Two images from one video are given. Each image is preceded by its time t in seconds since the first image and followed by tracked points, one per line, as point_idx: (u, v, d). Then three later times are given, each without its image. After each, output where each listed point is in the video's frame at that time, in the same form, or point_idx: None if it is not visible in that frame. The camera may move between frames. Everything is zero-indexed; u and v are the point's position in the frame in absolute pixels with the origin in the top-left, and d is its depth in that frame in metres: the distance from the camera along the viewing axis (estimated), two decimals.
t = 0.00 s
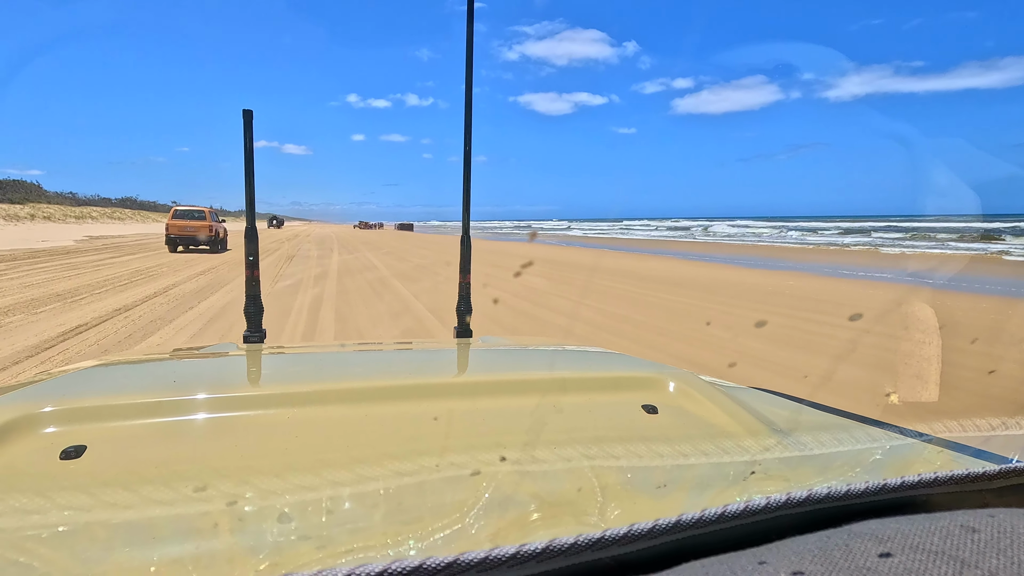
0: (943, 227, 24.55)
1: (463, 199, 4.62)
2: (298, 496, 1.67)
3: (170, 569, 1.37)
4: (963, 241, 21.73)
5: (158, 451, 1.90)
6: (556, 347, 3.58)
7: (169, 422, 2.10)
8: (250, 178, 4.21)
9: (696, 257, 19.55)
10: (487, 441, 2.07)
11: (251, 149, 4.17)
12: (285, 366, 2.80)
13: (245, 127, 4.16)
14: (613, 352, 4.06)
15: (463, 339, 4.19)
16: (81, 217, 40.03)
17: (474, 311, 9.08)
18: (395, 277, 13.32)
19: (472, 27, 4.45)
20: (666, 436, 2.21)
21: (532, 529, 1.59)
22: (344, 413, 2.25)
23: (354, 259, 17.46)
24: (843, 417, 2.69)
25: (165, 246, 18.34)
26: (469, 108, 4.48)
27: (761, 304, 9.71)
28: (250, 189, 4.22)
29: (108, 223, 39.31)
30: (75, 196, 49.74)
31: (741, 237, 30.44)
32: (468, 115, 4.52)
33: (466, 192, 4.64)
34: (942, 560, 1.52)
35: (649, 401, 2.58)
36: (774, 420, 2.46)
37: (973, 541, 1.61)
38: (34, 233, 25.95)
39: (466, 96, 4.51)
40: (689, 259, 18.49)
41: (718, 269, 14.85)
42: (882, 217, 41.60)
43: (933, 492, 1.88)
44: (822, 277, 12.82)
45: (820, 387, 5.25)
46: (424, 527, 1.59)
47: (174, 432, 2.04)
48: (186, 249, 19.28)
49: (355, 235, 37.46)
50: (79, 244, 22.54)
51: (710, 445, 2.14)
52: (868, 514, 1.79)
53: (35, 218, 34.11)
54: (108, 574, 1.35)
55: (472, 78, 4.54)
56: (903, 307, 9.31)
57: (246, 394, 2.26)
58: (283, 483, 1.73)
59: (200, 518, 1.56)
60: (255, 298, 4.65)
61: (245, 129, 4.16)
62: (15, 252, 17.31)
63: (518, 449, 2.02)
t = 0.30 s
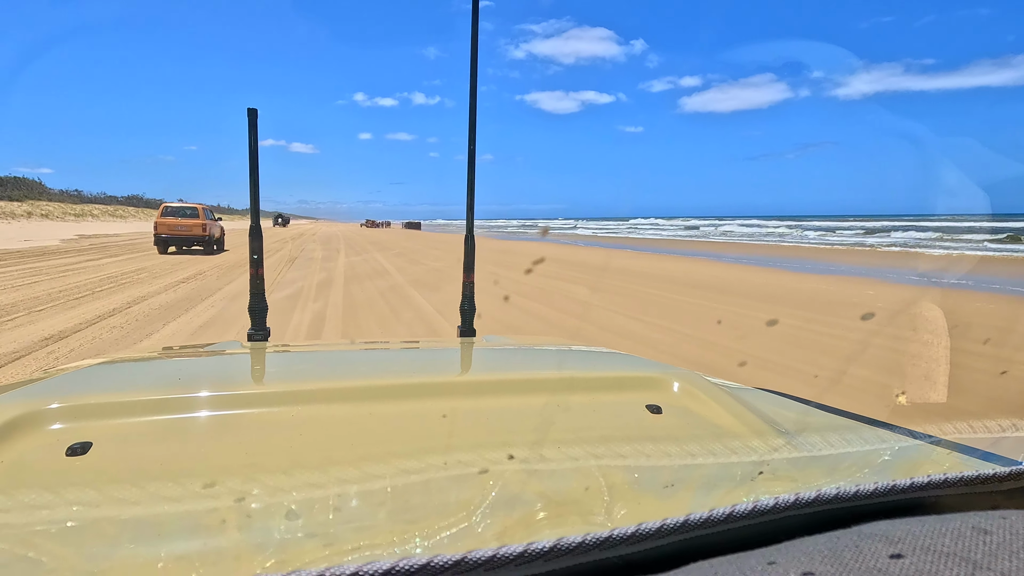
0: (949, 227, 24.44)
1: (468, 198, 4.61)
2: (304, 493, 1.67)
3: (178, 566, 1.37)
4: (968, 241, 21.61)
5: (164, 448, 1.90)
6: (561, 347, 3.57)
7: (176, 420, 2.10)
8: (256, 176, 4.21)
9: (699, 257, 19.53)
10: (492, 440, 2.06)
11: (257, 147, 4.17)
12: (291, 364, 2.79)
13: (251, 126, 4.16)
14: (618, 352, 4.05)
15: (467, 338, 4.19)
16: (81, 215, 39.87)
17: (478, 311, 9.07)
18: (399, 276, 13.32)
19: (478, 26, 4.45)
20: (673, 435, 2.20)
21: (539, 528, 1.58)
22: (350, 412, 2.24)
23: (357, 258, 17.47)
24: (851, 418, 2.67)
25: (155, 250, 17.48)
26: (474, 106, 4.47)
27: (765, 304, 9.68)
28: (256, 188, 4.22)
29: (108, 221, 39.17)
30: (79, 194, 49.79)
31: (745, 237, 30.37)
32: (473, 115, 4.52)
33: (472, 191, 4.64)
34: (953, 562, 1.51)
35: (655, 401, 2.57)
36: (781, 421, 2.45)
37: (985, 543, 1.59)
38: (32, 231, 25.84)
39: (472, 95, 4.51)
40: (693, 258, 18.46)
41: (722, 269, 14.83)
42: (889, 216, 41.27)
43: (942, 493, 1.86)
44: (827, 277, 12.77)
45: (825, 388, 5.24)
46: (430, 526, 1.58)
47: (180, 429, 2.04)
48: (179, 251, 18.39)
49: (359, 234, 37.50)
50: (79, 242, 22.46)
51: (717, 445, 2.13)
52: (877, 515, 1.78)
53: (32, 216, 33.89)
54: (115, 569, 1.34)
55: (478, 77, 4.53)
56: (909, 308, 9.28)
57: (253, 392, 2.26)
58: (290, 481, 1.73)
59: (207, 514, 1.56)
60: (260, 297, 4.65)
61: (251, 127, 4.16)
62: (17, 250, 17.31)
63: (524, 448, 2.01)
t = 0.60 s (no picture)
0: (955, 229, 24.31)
1: (470, 199, 4.61)
2: (299, 495, 1.68)
3: (173, 567, 1.38)
4: (975, 243, 21.45)
5: (162, 449, 1.92)
6: (561, 348, 3.58)
7: (175, 420, 2.11)
8: (260, 177, 4.23)
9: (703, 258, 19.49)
10: (489, 443, 2.07)
11: (262, 149, 4.19)
12: (292, 365, 2.81)
13: (256, 127, 4.18)
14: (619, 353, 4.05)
15: (469, 340, 4.19)
16: (81, 215, 39.77)
17: (480, 311, 9.07)
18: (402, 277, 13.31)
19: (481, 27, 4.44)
20: (670, 439, 2.20)
21: (534, 531, 1.58)
22: (347, 414, 2.25)
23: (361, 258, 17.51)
24: (850, 422, 2.66)
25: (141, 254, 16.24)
26: (478, 107, 4.47)
27: (769, 306, 9.65)
28: (259, 188, 4.24)
29: (110, 221, 39.15)
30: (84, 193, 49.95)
31: (749, 238, 30.28)
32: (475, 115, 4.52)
33: (474, 192, 4.65)
34: (947, 569, 1.51)
35: (653, 404, 2.57)
36: (779, 425, 2.45)
37: (980, 550, 1.59)
38: (32, 230, 25.76)
39: (476, 95, 4.50)
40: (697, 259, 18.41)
41: (726, 270, 14.78)
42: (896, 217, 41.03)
43: (939, 499, 1.86)
44: (831, 279, 12.71)
45: (827, 391, 5.22)
46: (425, 528, 1.58)
47: (179, 429, 2.06)
48: (170, 254, 17.10)
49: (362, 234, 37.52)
50: (81, 241, 22.44)
51: (714, 449, 2.13)
52: (873, 520, 1.78)
53: (29, 216, 33.69)
54: (110, 570, 1.36)
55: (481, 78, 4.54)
56: (913, 310, 9.24)
57: (253, 393, 2.27)
58: (286, 482, 1.74)
59: (203, 515, 1.57)
60: (263, 296, 4.66)
61: (256, 128, 4.18)
62: (21, 249, 17.35)
63: (520, 451, 2.01)
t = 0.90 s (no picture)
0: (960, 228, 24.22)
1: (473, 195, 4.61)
2: (298, 490, 1.69)
3: (171, 560, 1.39)
4: (980, 242, 21.33)
5: (162, 443, 1.92)
6: (562, 345, 3.57)
7: (175, 414, 2.12)
8: (263, 172, 4.23)
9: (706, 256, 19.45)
10: (488, 439, 2.07)
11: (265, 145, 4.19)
12: (293, 360, 2.81)
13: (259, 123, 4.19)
14: (620, 351, 4.04)
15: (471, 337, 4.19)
16: (79, 212, 39.56)
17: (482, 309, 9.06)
18: (405, 274, 13.32)
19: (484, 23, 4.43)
20: (669, 437, 2.19)
21: (532, 528, 1.58)
22: (346, 409, 2.25)
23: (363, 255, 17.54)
24: (850, 421, 2.65)
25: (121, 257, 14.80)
26: (480, 103, 4.46)
27: (772, 304, 9.63)
28: (262, 184, 4.25)
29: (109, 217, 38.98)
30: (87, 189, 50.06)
31: (753, 237, 30.21)
32: (478, 112, 4.52)
33: (476, 189, 4.64)
34: (946, 569, 1.50)
35: (653, 401, 2.57)
36: (779, 423, 2.44)
37: (979, 551, 1.59)
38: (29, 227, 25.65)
39: (479, 91, 4.48)
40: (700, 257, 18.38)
41: (729, 268, 14.75)
42: (903, 215, 40.80)
43: (938, 499, 1.85)
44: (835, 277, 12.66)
45: (829, 391, 5.21)
46: (423, 524, 1.59)
47: (180, 423, 2.06)
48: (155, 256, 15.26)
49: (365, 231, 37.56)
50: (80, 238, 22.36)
51: (713, 447, 2.13)
52: (872, 520, 1.78)
53: (22, 212, 33.41)
54: (110, 562, 1.37)
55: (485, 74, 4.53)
56: (917, 309, 9.21)
57: (253, 387, 2.28)
58: (285, 477, 1.75)
59: (202, 509, 1.58)
60: (265, 292, 4.67)
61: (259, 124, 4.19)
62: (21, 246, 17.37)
63: (519, 447, 2.02)
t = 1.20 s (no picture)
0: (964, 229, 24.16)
1: (476, 195, 4.61)
2: (303, 490, 1.69)
3: (177, 559, 1.40)
4: (985, 243, 21.23)
5: (168, 443, 1.93)
6: (566, 346, 3.57)
7: (181, 414, 2.13)
8: (267, 173, 4.25)
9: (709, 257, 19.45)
10: (492, 440, 2.07)
11: (269, 145, 4.21)
12: (298, 360, 2.82)
13: (263, 123, 4.20)
14: (623, 352, 4.04)
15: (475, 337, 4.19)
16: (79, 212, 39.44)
17: (486, 309, 9.07)
18: (408, 275, 13.35)
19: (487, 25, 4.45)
20: (674, 438, 2.19)
21: (537, 528, 1.59)
22: (351, 410, 2.26)
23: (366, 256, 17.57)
24: (854, 423, 2.65)
25: (93, 261, 13.43)
26: (484, 102, 4.47)
27: (775, 305, 9.62)
28: (267, 185, 4.26)
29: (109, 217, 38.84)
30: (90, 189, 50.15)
31: (756, 238, 30.18)
32: (482, 111, 4.52)
33: (479, 190, 4.65)
34: (951, 571, 1.50)
35: (656, 402, 2.57)
36: (783, 425, 2.44)
37: (985, 552, 1.59)
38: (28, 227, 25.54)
39: (483, 91, 4.48)
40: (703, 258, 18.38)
41: (733, 269, 14.73)
42: (909, 215, 40.60)
43: (944, 501, 1.85)
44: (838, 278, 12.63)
45: (832, 391, 5.20)
46: (429, 524, 1.59)
47: (185, 424, 2.07)
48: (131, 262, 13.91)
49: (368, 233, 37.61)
50: (80, 239, 22.28)
51: (717, 448, 2.13)
52: (878, 521, 1.77)
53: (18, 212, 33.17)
54: (116, 562, 1.37)
55: (488, 73, 4.54)
56: (920, 310, 9.19)
57: (258, 388, 2.29)
58: (290, 477, 1.75)
59: (207, 509, 1.58)
60: (269, 292, 4.69)
61: (263, 124, 4.20)
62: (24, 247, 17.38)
63: (523, 447, 2.02)
